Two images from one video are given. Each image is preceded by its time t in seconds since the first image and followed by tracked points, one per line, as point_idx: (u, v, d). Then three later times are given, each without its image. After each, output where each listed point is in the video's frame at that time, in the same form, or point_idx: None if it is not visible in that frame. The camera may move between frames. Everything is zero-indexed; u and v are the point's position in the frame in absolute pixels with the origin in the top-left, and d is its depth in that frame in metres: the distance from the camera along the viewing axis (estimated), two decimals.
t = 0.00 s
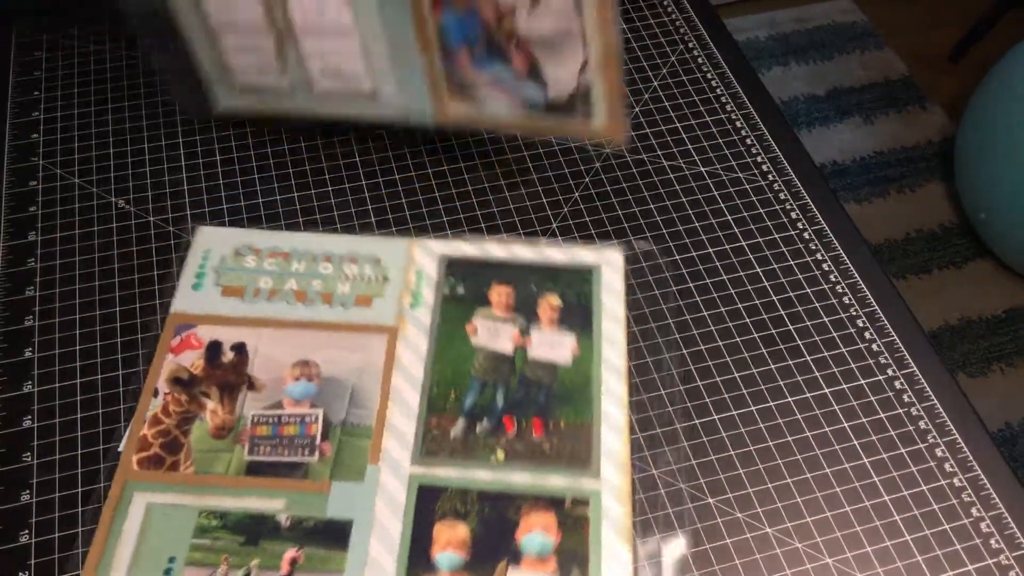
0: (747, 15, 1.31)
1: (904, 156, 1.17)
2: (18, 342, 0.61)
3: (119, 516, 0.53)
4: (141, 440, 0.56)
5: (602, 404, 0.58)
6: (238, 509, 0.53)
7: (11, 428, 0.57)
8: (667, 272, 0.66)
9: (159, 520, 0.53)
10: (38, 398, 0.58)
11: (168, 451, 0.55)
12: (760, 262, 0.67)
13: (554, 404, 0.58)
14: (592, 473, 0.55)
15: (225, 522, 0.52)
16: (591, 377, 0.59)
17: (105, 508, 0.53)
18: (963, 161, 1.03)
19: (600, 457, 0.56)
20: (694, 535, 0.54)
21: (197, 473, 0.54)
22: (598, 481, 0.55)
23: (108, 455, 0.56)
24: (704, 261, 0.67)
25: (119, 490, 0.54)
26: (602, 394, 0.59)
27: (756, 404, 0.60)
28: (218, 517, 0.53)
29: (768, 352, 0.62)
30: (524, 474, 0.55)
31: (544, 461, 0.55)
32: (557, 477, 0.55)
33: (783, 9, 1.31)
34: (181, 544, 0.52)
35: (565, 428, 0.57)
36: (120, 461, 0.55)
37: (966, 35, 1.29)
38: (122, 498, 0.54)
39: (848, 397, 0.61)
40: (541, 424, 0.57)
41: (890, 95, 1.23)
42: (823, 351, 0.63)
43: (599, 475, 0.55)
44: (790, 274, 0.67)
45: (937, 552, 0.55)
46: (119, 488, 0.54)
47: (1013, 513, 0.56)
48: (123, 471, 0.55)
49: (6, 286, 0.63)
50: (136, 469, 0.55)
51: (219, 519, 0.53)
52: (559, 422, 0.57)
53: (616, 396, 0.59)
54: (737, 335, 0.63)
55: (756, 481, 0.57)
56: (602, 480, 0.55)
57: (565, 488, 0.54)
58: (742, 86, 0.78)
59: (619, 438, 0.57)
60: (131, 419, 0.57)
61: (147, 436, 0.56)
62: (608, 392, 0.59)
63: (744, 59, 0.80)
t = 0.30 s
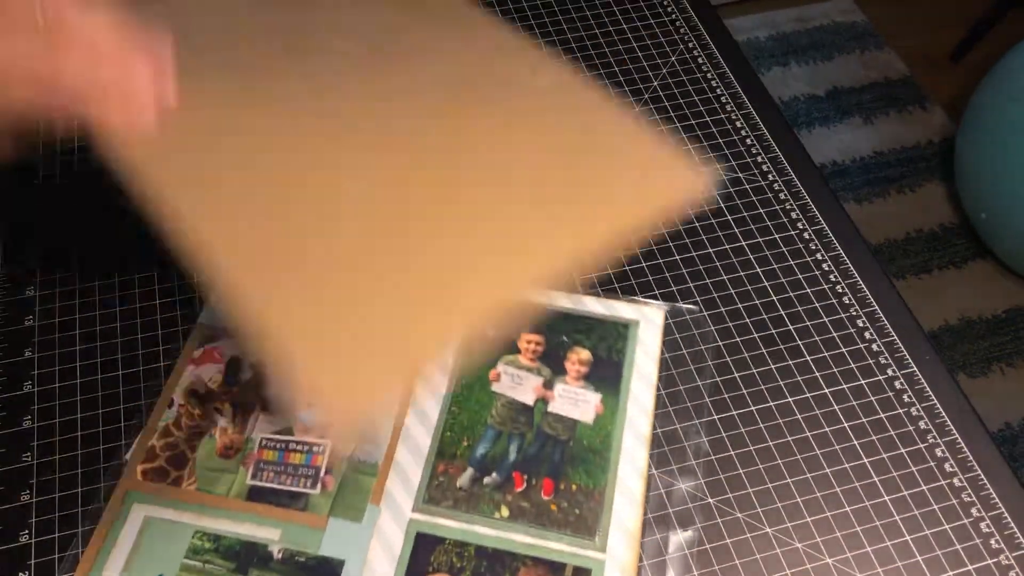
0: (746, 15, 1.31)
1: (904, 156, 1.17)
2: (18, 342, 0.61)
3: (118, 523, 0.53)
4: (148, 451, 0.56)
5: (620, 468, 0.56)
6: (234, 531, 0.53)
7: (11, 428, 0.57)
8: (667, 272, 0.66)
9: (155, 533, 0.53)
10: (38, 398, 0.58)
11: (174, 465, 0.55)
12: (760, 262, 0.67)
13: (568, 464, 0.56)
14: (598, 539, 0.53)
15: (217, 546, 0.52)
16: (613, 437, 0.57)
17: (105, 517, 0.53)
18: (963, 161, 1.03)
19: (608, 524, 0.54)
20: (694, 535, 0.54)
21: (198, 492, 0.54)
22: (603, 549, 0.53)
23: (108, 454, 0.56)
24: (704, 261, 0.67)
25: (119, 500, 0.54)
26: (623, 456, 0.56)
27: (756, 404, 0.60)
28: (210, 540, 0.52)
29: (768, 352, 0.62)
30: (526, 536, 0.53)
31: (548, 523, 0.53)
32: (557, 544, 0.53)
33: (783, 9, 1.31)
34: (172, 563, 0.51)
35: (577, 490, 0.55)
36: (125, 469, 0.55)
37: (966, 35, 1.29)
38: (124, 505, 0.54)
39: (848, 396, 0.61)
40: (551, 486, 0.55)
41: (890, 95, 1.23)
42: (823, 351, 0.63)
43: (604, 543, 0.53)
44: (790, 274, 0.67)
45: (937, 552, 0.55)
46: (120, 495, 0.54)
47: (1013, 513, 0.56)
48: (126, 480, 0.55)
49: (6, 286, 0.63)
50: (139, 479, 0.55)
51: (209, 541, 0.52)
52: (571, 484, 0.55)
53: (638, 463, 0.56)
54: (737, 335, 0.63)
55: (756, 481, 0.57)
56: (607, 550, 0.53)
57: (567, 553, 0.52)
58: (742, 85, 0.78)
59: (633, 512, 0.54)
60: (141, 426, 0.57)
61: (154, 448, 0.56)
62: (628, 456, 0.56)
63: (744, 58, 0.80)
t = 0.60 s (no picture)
0: (747, 16, 1.31)
1: (904, 156, 1.17)
2: (18, 342, 0.60)
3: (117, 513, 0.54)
4: (148, 447, 0.56)
5: (620, 481, 0.56)
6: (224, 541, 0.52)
7: (11, 428, 0.57)
8: (667, 272, 0.66)
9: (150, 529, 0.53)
10: (38, 398, 0.58)
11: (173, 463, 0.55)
12: (760, 262, 0.67)
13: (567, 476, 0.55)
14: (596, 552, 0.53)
15: (214, 547, 0.52)
16: (614, 448, 0.57)
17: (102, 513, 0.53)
18: (963, 162, 1.03)
19: (606, 538, 0.54)
20: (693, 535, 0.54)
21: (196, 492, 0.54)
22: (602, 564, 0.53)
23: (108, 455, 0.56)
24: (704, 262, 0.67)
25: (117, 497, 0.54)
26: (624, 469, 0.56)
27: (756, 404, 0.60)
28: (207, 541, 0.53)
29: (768, 352, 0.62)
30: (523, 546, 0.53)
31: (545, 534, 0.54)
32: (557, 557, 0.53)
33: (782, 10, 1.31)
34: (168, 563, 0.52)
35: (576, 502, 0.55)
36: (125, 467, 0.55)
37: (965, 35, 1.29)
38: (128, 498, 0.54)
39: (848, 397, 0.61)
40: (551, 498, 0.55)
41: (890, 95, 1.23)
42: (823, 351, 0.63)
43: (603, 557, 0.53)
44: (790, 274, 0.67)
45: (937, 552, 0.55)
46: (119, 493, 0.54)
47: (1013, 513, 0.56)
48: (124, 477, 0.55)
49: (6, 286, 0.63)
50: (138, 477, 0.55)
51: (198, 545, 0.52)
52: (570, 495, 0.55)
53: (639, 477, 0.56)
54: (737, 335, 0.63)
55: (756, 481, 0.57)
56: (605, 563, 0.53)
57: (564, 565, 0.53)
58: (742, 85, 0.78)
59: (633, 529, 0.54)
60: (142, 426, 0.57)
61: (154, 445, 0.56)
62: (629, 471, 0.56)
63: (744, 58, 0.80)
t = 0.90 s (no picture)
0: (747, 16, 1.31)
1: (905, 156, 1.17)
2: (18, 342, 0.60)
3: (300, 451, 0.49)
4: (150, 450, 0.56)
5: (621, 482, 0.56)
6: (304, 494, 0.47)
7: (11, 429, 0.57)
8: (667, 272, 0.66)
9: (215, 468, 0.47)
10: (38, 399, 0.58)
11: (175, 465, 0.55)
12: (760, 262, 0.67)
13: (569, 476, 0.55)
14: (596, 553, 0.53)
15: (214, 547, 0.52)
16: (616, 448, 0.56)
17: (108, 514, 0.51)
18: (963, 162, 1.03)
19: (606, 539, 0.53)
20: (693, 535, 0.54)
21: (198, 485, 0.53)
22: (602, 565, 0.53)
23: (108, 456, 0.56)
24: (704, 261, 0.67)
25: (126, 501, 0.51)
26: (625, 469, 0.56)
27: (756, 404, 0.60)
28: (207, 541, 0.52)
29: (768, 352, 0.62)
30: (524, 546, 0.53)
31: (546, 535, 0.53)
32: (557, 556, 0.53)
33: (782, 10, 1.31)
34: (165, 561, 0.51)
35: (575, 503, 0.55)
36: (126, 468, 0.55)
37: (965, 35, 1.29)
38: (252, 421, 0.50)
39: (848, 397, 0.61)
40: (551, 498, 0.55)
41: (890, 95, 1.23)
42: (823, 351, 0.63)
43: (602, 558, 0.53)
44: (790, 274, 0.67)
45: (937, 552, 0.55)
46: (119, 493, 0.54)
47: (1013, 513, 0.56)
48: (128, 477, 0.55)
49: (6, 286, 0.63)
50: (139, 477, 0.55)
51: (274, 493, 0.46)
52: (571, 496, 0.55)
53: (640, 478, 0.56)
54: (737, 335, 0.63)
55: (756, 481, 0.57)
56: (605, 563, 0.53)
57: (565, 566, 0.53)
58: (742, 85, 0.78)
59: (635, 531, 0.54)
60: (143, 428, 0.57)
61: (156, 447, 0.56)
62: (630, 471, 0.56)
63: (744, 58, 0.80)
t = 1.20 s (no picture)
0: (747, 16, 1.31)
1: (905, 156, 1.17)
2: (17, 342, 0.60)
3: (457, 402, 0.46)
4: (150, 449, 0.55)
5: (621, 482, 0.55)
6: (446, 450, 0.44)
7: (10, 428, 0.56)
8: (667, 272, 0.66)
9: (463, 424, 0.45)
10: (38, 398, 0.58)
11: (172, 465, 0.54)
12: (760, 261, 0.67)
13: (569, 476, 0.55)
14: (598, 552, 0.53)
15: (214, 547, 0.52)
16: (616, 449, 0.56)
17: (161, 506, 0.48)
18: (964, 161, 1.03)
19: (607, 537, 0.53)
20: (693, 535, 0.54)
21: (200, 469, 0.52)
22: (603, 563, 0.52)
23: (109, 455, 0.56)
24: (704, 262, 0.67)
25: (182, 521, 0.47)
26: (625, 470, 0.56)
27: (756, 404, 0.60)
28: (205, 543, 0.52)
29: (768, 352, 0.62)
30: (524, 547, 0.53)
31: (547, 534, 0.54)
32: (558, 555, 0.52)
33: (782, 10, 1.31)
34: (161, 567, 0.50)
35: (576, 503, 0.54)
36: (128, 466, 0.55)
37: (965, 35, 1.29)
38: (444, 383, 0.46)
39: (848, 397, 0.61)
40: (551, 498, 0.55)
41: (890, 95, 1.23)
42: (823, 351, 0.63)
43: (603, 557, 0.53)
44: (790, 274, 0.67)
45: (937, 552, 0.55)
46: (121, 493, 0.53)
47: (1013, 513, 0.56)
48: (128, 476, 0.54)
49: (5, 286, 0.63)
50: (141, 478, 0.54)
51: (435, 452, 0.44)
52: (572, 495, 0.55)
53: (640, 478, 0.56)
54: (737, 335, 0.63)
55: (756, 481, 0.57)
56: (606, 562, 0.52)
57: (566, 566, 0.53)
58: (742, 86, 0.78)
59: (635, 530, 0.54)
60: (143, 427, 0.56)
61: (157, 446, 0.55)
62: (631, 471, 0.56)
63: (744, 58, 0.80)
